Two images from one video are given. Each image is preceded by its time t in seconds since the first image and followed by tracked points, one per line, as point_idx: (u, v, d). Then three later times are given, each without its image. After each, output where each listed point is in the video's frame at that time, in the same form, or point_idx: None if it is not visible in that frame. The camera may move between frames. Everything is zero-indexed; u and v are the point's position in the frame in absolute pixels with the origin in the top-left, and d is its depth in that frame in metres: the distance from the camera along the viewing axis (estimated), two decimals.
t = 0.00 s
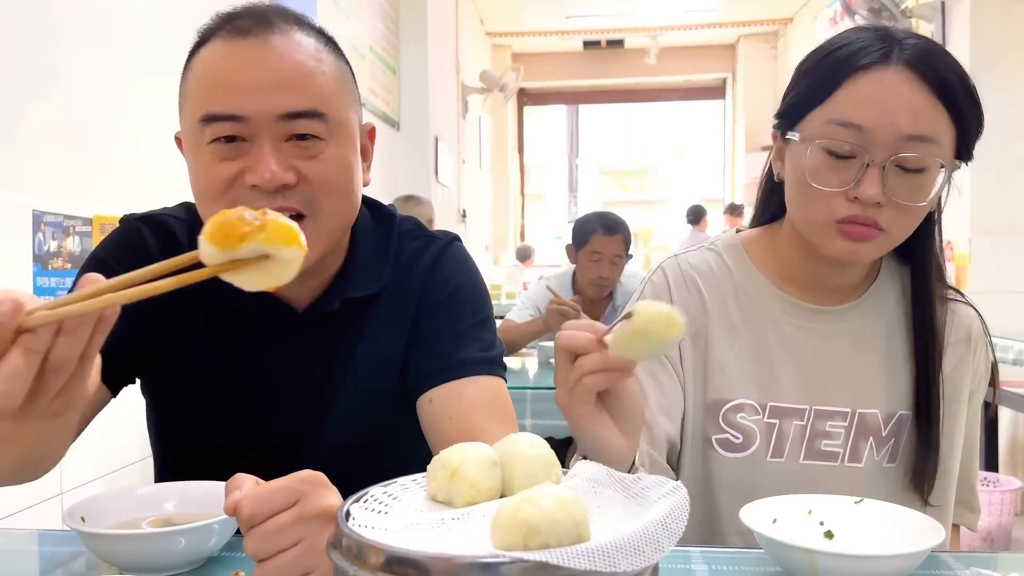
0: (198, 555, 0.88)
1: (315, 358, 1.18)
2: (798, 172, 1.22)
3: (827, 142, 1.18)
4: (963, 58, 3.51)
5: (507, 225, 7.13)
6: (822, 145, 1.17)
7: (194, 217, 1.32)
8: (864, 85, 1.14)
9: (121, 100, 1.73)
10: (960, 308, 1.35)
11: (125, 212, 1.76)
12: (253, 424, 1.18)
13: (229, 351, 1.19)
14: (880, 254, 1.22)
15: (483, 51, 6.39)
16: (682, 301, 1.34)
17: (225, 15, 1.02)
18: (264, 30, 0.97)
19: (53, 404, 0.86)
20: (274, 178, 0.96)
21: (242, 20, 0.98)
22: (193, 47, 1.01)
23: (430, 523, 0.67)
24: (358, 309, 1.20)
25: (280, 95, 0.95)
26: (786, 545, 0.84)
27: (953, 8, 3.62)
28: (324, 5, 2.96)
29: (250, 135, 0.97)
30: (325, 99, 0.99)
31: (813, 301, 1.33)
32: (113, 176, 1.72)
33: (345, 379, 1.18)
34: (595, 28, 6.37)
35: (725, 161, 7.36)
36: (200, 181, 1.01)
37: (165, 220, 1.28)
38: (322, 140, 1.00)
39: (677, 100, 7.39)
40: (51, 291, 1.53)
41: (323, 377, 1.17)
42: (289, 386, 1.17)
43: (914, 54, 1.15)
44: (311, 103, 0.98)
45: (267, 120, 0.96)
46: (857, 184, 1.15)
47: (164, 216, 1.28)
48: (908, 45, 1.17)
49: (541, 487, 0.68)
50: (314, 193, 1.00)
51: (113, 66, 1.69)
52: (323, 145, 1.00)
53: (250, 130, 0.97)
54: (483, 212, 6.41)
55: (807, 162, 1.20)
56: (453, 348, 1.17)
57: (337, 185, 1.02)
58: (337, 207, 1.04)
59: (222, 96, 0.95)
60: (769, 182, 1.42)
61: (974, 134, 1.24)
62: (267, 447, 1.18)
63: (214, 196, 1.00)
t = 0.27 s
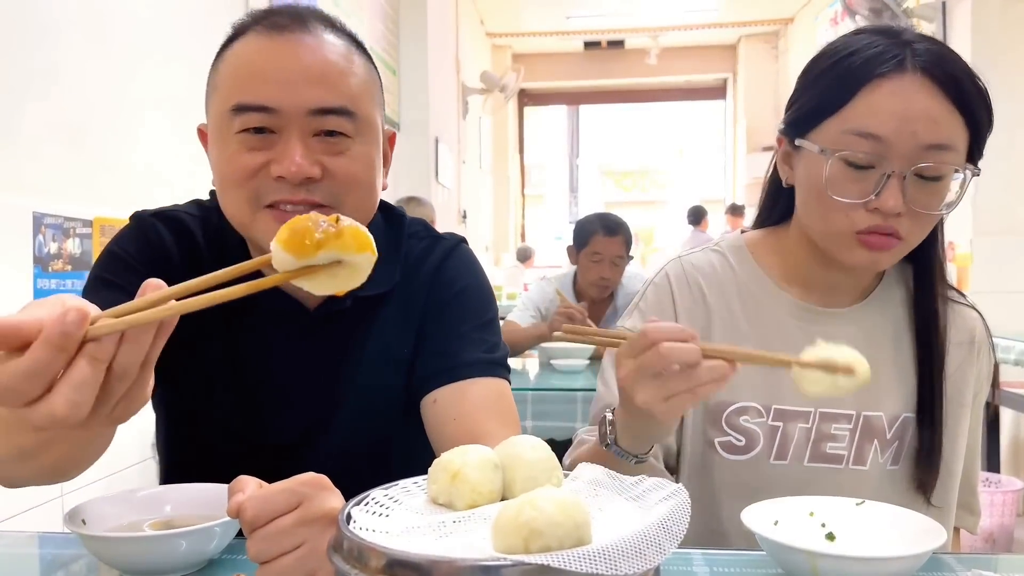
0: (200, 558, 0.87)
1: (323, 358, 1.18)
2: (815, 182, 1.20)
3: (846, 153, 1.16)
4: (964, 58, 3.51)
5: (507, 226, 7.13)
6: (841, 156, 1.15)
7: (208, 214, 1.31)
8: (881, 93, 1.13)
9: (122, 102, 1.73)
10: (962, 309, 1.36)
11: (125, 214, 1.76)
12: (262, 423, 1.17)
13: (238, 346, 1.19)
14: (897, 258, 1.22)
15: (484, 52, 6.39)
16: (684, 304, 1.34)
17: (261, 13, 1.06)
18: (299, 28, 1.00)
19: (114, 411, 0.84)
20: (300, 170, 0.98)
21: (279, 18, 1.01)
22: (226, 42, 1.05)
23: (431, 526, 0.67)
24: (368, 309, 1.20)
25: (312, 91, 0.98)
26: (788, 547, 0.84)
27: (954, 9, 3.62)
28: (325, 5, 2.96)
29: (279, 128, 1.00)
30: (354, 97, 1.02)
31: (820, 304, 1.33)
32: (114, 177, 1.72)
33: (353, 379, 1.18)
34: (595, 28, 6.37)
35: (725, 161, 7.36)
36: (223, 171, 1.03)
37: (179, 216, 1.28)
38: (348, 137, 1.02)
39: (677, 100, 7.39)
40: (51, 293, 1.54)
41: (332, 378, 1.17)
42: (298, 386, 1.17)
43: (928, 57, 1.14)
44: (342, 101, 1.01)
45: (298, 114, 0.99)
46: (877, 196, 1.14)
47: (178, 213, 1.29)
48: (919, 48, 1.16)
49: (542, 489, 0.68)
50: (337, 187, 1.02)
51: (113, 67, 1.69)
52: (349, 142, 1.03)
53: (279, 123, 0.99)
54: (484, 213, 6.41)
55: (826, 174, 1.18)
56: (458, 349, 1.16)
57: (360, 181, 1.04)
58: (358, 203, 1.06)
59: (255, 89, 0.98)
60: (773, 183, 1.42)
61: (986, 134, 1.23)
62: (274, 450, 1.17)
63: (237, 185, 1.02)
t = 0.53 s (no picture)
0: (201, 560, 0.88)
1: (320, 362, 1.17)
2: (814, 188, 1.20)
3: (846, 158, 1.16)
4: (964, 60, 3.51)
5: (508, 227, 7.13)
6: (840, 162, 1.15)
7: (207, 217, 1.31)
8: (882, 97, 1.13)
9: (123, 103, 1.73)
10: (965, 312, 1.36)
11: (126, 216, 1.76)
12: (259, 429, 1.18)
13: (238, 354, 1.19)
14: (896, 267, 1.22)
15: (484, 53, 6.39)
16: (679, 309, 1.35)
17: (255, 17, 1.06)
18: (288, 35, 1.01)
19: (77, 419, 0.86)
20: (287, 176, 0.98)
21: (270, 24, 1.02)
22: (219, 47, 1.05)
23: (432, 527, 0.67)
24: (365, 313, 1.19)
25: (300, 96, 0.99)
26: (789, 550, 0.84)
27: (953, 9, 3.62)
28: (325, 7, 2.96)
29: (267, 134, 1.00)
30: (343, 103, 1.02)
31: (818, 309, 1.33)
32: (114, 178, 1.72)
33: (350, 382, 1.17)
34: (596, 30, 6.38)
35: (726, 162, 7.36)
36: (215, 175, 1.03)
37: (176, 220, 1.28)
38: (336, 144, 1.02)
39: (677, 102, 7.40)
40: (52, 295, 1.54)
41: (327, 382, 1.18)
42: (295, 390, 1.17)
43: (928, 61, 1.15)
44: (330, 107, 1.01)
45: (286, 119, 0.99)
46: (876, 201, 1.14)
47: (176, 218, 1.28)
48: (922, 51, 1.17)
49: (543, 491, 0.68)
50: (324, 195, 1.02)
51: (114, 69, 1.69)
52: (338, 148, 1.02)
53: (268, 129, 0.99)
54: (484, 214, 6.41)
55: (825, 179, 1.18)
56: (458, 354, 1.17)
57: (347, 188, 1.04)
58: (345, 211, 1.05)
59: (245, 94, 0.98)
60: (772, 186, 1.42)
61: (988, 139, 1.23)
62: (274, 453, 1.18)
63: (227, 190, 1.02)
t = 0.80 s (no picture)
0: (202, 561, 0.88)
1: (312, 367, 1.17)
2: (808, 194, 1.21)
3: (840, 164, 1.16)
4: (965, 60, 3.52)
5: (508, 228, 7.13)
6: (835, 168, 1.16)
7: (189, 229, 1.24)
8: (877, 104, 1.13)
9: (124, 104, 1.73)
10: (966, 313, 1.35)
11: (127, 216, 1.76)
12: (251, 436, 1.19)
13: (225, 368, 1.18)
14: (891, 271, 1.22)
15: (485, 54, 6.40)
16: (675, 313, 1.35)
17: (241, 30, 0.98)
18: (270, 62, 0.92)
19: None
20: (255, 216, 0.92)
21: (249, 46, 0.93)
22: (201, 61, 0.96)
23: (434, 527, 0.67)
24: (355, 319, 1.18)
25: (275, 133, 0.90)
26: (790, 551, 0.84)
27: (953, 10, 3.62)
28: (326, 8, 2.97)
29: (239, 167, 0.92)
30: (321, 138, 0.93)
31: (816, 311, 1.33)
32: (115, 179, 1.72)
33: (343, 387, 1.17)
34: (596, 31, 6.38)
35: (726, 163, 7.36)
36: (189, 202, 0.97)
37: (152, 237, 1.22)
38: (312, 181, 0.94)
39: (678, 103, 7.40)
40: (53, 296, 1.54)
41: (319, 388, 1.17)
42: (288, 397, 1.17)
43: (923, 66, 1.15)
44: (306, 144, 0.92)
45: (257, 155, 0.91)
46: (871, 208, 1.14)
47: (154, 234, 1.23)
48: (917, 55, 1.16)
49: (544, 493, 0.68)
50: (295, 232, 0.95)
51: (115, 70, 1.70)
52: (313, 186, 0.94)
53: (239, 163, 0.92)
54: (484, 215, 6.42)
55: (819, 185, 1.18)
56: (454, 356, 1.16)
57: (320, 227, 0.97)
58: (317, 248, 0.98)
59: (217, 125, 0.90)
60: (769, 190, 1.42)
61: (985, 143, 1.22)
62: (272, 457, 1.19)
63: (198, 219, 0.96)
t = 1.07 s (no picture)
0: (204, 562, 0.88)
1: (300, 376, 1.15)
2: (803, 202, 1.21)
3: (835, 172, 1.16)
4: (966, 60, 3.51)
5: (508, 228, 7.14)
6: (829, 176, 1.16)
7: (158, 252, 1.21)
8: (871, 111, 1.13)
9: (125, 105, 1.74)
10: (966, 312, 1.35)
11: (128, 217, 1.77)
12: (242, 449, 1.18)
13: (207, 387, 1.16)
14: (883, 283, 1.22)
15: (485, 55, 6.40)
16: (674, 318, 1.35)
17: (213, 43, 0.94)
18: (240, 84, 0.88)
19: None
20: (221, 244, 0.89)
21: (218, 65, 0.89)
22: (172, 77, 0.93)
23: (437, 526, 0.67)
24: (339, 326, 1.16)
25: (243, 159, 0.87)
26: (790, 550, 0.84)
27: (954, 10, 3.62)
28: (326, 9, 2.97)
29: (206, 192, 0.89)
30: (291, 164, 0.90)
31: (814, 313, 1.33)
32: (116, 179, 1.72)
33: (331, 393, 1.16)
34: (597, 31, 6.38)
35: (727, 163, 7.36)
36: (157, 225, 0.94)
37: (120, 263, 1.20)
38: (281, 208, 0.92)
39: (678, 103, 7.40)
40: (55, 296, 1.54)
41: (305, 397, 1.15)
42: (278, 409, 1.15)
43: (917, 72, 1.14)
44: (275, 172, 0.89)
45: (224, 182, 0.88)
46: (865, 216, 1.14)
47: (122, 259, 1.20)
48: (911, 59, 1.16)
49: (545, 493, 0.68)
50: (262, 259, 0.93)
51: (116, 70, 1.70)
52: (282, 212, 0.92)
53: (205, 189, 0.88)
54: (485, 215, 6.42)
55: (813, 192, 1.18)
56: (448, 355, 1.16)
57: (288, 254, 0.94)
58: (287, 274, 0.96)
59: (183, 149, 0.87)
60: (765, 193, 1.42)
61: (982, 147, 1.21)
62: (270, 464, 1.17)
63: (166, 244, 0.94)
